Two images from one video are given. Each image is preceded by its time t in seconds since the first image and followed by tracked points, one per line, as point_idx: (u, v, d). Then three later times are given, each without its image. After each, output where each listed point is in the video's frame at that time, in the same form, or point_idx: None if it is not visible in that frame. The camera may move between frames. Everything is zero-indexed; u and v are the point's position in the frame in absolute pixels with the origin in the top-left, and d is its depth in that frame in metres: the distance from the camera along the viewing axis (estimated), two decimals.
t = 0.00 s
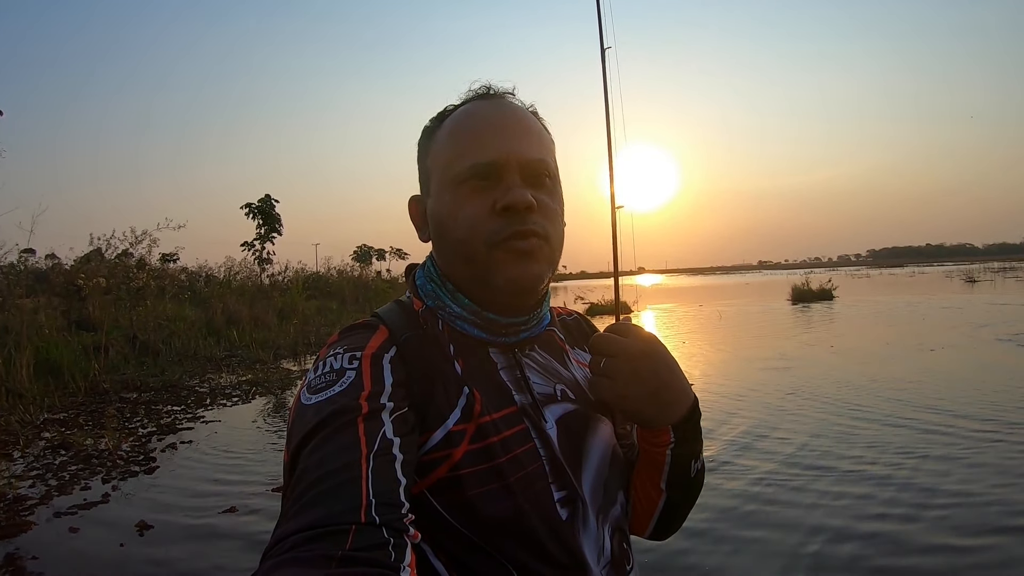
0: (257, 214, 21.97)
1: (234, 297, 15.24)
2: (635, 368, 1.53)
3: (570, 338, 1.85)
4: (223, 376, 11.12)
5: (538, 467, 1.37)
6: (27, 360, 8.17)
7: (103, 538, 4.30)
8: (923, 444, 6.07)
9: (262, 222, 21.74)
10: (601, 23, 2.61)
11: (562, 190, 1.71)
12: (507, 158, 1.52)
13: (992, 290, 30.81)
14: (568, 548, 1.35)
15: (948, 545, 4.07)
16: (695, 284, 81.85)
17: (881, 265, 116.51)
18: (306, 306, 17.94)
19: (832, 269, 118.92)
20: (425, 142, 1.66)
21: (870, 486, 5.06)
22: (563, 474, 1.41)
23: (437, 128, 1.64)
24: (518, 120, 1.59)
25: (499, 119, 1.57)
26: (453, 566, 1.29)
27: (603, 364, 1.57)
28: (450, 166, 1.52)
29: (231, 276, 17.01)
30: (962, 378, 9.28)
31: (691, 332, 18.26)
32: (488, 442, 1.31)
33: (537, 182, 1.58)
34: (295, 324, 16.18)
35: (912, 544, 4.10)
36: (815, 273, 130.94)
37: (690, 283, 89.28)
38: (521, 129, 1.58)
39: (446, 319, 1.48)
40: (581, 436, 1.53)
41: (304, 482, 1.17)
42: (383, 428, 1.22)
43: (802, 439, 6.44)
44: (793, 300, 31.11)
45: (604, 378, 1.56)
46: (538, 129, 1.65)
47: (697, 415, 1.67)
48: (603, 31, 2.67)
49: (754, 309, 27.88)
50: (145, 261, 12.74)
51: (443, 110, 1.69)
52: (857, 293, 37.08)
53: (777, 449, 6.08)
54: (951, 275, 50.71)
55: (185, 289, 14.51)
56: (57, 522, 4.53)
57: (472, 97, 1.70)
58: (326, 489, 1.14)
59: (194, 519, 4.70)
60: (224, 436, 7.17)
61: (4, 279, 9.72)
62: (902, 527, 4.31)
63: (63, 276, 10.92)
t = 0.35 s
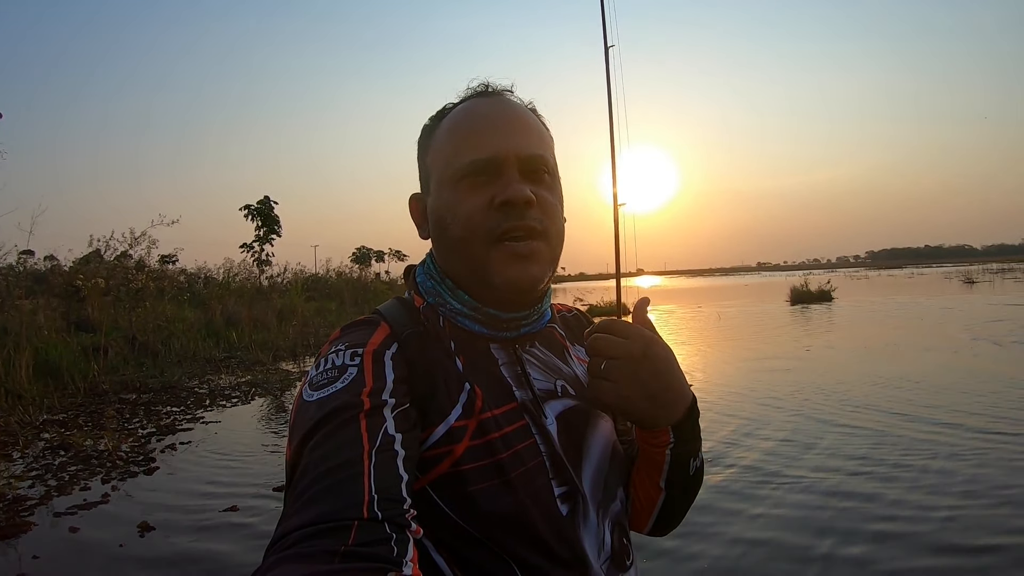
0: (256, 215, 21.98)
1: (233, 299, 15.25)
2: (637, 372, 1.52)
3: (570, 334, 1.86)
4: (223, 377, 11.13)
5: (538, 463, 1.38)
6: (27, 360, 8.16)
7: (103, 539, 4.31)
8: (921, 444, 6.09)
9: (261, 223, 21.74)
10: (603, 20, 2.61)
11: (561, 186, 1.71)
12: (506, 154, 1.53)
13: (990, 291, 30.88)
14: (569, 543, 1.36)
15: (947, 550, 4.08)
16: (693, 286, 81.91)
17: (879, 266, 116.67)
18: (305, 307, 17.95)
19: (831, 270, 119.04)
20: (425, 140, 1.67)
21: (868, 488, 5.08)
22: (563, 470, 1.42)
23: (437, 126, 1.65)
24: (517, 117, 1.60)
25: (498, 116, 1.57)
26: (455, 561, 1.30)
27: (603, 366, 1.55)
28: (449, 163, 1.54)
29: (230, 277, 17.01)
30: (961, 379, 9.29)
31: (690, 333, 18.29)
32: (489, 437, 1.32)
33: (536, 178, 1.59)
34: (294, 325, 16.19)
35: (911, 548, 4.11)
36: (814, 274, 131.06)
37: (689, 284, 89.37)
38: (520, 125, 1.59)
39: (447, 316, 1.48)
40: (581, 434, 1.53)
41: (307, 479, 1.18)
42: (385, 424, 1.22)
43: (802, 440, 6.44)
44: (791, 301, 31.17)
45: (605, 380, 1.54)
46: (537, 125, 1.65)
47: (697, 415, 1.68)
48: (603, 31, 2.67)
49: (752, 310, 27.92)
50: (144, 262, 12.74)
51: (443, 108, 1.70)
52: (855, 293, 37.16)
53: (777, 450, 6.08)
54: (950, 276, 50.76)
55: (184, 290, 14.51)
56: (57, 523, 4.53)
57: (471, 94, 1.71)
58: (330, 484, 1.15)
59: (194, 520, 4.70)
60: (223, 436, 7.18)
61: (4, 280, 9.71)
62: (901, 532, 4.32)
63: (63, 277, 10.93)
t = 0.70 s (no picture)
0: (255, 220, 21.99)
1: (232, 303, 15.23)
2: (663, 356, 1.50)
3: (576, 334, 1.84)
4: (222, 382, 11.10)
5: (544, 462, 1.36)
6: (26, 365, 8.14)
7: (101, 543, 4.28)
8: (923, 445, 6.07)
9: (260, 229, 21.75)
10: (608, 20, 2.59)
11: (569, 187, 1.70)
12: (513, 154, 1.51)
13: (989, 294, 30.89)
14: (577, 542, 1.34)
15: (952, 544, 4.06)
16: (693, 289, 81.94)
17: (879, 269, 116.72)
18: (304, 312, 17.93)
19: (830, 273, 119.14)
20: (435, 137, 1.65)
21: (869, 485, 5.07)
22: (570, 468, 1.40)
23: (447, 123, 1.64)
24: (526, 116, 1.59)
25: (507, 115, 1.56)
26: (459, 562, 1.27)
27: (638, 342, 1.54)
28: (455, 161, 1.52)
29: (229, 282, 16.98)
30: (962, 381, 9.26)
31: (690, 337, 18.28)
32: (495, 436, 1.30)
33: (543, 178, 1.57)
34: (293, 330, 16.17)
35: (915, 542, 4.08)
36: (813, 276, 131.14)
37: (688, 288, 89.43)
38: (529, 125, 1.57)
39: (451, 314, 1.47)
40: (589, 432, 1.51)
41: (308, 478, 1.16)
42: (389, 423, 1.20)
43: (804, 441, 6.42)
44: (791, 305, 31.18)
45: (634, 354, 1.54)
46: (546, 124, 1.64)
47: (710, 409, 1.66)
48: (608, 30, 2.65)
49: (752, 313, 27.91)
50: (143, 267, 12.71)
51: (454, 105, 1.69)
52: (855, 296, 37.17)
53: (779, 452, 6.06)
54: (949, 278, 50.78)
55: (184, 295, 14.48)
56: (55, 527, 4.50)
57: (482, 92, 1.70)
58: (332, 484, 1.13)
59: (193, 524, 4.68)
60: (223, 441, 7.15)
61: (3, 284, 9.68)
62: (904, 527, 4.30)
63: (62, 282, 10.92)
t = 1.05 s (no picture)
0: (252, 227, 22.01)
1: (228, 309, 15.21)
2: (647, 368, 1.54)
3: (574, 344, 1.86)
4: (218, 388, 11.08)
5: (542, 471, 1.38)
6: (22, 371, 8.12)
7: (99, 551, 4.27)
8: (919, 450, 6.10)
9: (256, 235, 21.76)
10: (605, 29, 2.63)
11: (565, 195, 1.72)
12: (510, 162, 1.53)
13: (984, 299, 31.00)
14: (575, 552, 1.36)
15: (949, 549, 4.08)
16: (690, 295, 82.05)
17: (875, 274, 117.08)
18: (301, 318, 17.91)
19: (826, 278, 119.45)
20: (432, 146, 1.67)
21: (866, 490, 5.09)
22: (567, 478, 1.42)
23: (443, 133, 1.66)
24: (522, 124, 1.61)
25: (502, 124, 1.58)
26: (457, 571, 1.29)
27: (615, 367, 1.58)
28: (453, 170, 1.54)
29: (225, 288, 16.96)
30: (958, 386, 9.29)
31: (687, 343, 18.29)
32: (493, 446, 1.32)
33: (539, 186, 1.60)
34: (290, 336, 16.16)
35: (912, 547, 4.10)
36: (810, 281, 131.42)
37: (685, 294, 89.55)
38: (525, 133, 1.60)
39: (449, 323, 1.49)
40: (586, 441, 1.53)
41: (308, 487, 1.17)
42: (387, 433, 1.22)
43: (801, 447, 6.43)
44: (787, 310, 31.25)
45: (615, 379, 1.57)
46: (542, 133, 1.66)
47: (706, 418, 1.67)
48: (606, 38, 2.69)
49: (748, 319, 27.97)
50: (139, 273, 12.69)
51: (450, 115, 1.71)
52: (850, 301, 37.25)
53: (776, 457, 6.08)
54: (944, 283, 50.94)
55: (180, 301, 14.46)
56: (52, 534, 4.49)
57: (478, 102, 1.72)
58: (332, 493, 1.14)
59: (191, 531, 4.68)
60: (220, 447, 7.14)
61: None
62: (901, 531, 4.33)
63: (58, 288, 10.92)
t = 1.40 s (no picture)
0: (249, 225, 21.98)
1: (225, 309, 15.17)
2: (647, 374, 1.54)
3: (575, 348, 1.86)
4: (215, 387, 11.06)
5: (544, 476, 1.38)
6: (18, 370, 8.08)
7: (95, 552, 4.26)
8: (916, 454, 6.12)
9: (253, 233, 21.72)
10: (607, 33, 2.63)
11: (568, 198, 1.72)
12: (514, 166, 1.53)
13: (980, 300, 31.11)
14: (576, 557, 1.36)
15: (947, 556, 4.10)
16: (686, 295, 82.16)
17: (871, 275, 117.37)
18: (298, 317, 17.89)
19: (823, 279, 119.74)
20: (434, 150, 1.67)
21: (863, 496, 5.11)
22: (568, 483, 1.41)
23: (445, 136, 1.66)
24: (525, 128, 1.61)
25: (505, 128, 1.58)
26: None
27: (616, 374, 1.58)
28: (456, 173, 1.54)
29: (222, 286, 16.92)
30: (954, 388, 9.31)
31: (683, 343, 18.31)
32: (495, 451, 1.32)
33: (543, 190, 1.59)
34: (286, 335, 16.13)
35: (910, 555, 4.13)
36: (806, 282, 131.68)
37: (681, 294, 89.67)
38: (528, 136, 1.60)
39: (451, 327, 1.49)
40: (587, 446, 1.53)
41: (310, 491, 1.17)
42: (389, 437, 1.22)
43: (799, 451, 6.45)
44: (784, 310, 31.31)
45: (615, 386, 1.57)
46: (545, 137, 1.66)
47: (706, 424, 1.67)
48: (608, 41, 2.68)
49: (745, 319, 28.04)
50: (136, 271, 12.64)
51: (452, 119, 1.71)
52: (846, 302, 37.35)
53: (773, 461, 6.09)
54: (939, 284, 51.08)
55: (177, 300, 14.41)
56: (49, 535, 4.48)
57: (480, 105, 1.71)
58: (334, 499, 1.14)
59: (189, 532, 4.66)
60: (217, 447, 7.13)
61: None
62: (899, 540, 4.35)
63: (55, 286, 10.86)
